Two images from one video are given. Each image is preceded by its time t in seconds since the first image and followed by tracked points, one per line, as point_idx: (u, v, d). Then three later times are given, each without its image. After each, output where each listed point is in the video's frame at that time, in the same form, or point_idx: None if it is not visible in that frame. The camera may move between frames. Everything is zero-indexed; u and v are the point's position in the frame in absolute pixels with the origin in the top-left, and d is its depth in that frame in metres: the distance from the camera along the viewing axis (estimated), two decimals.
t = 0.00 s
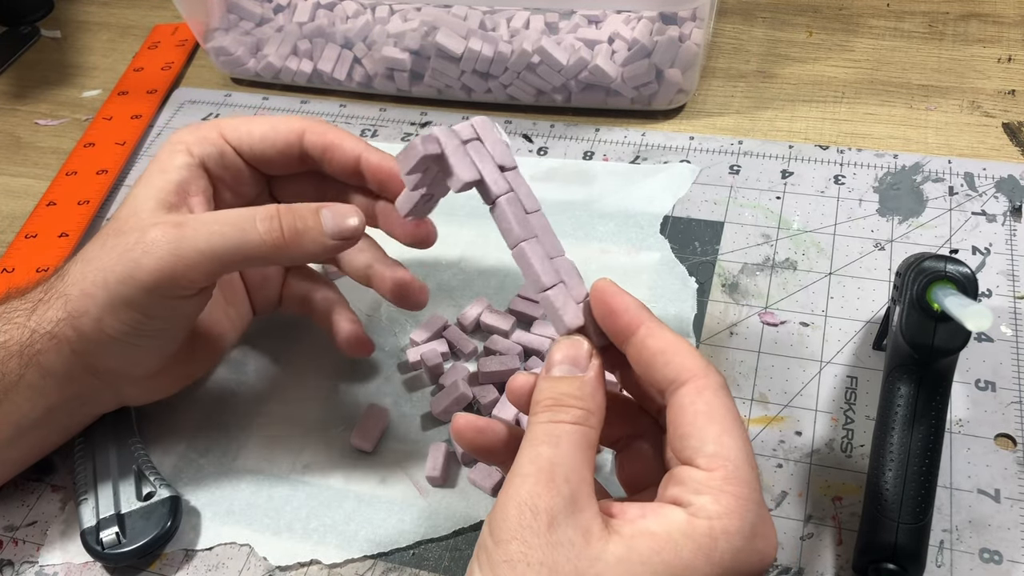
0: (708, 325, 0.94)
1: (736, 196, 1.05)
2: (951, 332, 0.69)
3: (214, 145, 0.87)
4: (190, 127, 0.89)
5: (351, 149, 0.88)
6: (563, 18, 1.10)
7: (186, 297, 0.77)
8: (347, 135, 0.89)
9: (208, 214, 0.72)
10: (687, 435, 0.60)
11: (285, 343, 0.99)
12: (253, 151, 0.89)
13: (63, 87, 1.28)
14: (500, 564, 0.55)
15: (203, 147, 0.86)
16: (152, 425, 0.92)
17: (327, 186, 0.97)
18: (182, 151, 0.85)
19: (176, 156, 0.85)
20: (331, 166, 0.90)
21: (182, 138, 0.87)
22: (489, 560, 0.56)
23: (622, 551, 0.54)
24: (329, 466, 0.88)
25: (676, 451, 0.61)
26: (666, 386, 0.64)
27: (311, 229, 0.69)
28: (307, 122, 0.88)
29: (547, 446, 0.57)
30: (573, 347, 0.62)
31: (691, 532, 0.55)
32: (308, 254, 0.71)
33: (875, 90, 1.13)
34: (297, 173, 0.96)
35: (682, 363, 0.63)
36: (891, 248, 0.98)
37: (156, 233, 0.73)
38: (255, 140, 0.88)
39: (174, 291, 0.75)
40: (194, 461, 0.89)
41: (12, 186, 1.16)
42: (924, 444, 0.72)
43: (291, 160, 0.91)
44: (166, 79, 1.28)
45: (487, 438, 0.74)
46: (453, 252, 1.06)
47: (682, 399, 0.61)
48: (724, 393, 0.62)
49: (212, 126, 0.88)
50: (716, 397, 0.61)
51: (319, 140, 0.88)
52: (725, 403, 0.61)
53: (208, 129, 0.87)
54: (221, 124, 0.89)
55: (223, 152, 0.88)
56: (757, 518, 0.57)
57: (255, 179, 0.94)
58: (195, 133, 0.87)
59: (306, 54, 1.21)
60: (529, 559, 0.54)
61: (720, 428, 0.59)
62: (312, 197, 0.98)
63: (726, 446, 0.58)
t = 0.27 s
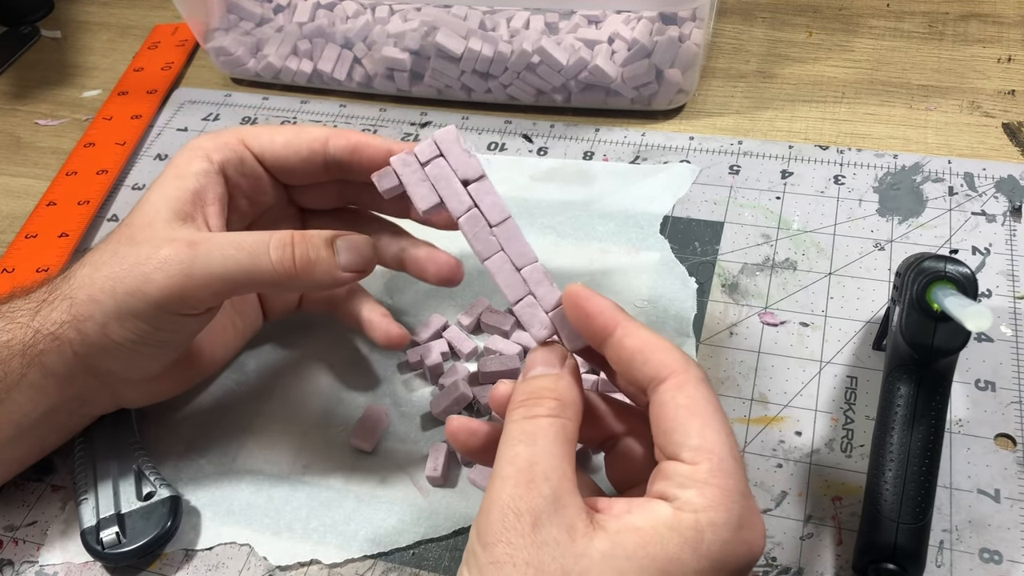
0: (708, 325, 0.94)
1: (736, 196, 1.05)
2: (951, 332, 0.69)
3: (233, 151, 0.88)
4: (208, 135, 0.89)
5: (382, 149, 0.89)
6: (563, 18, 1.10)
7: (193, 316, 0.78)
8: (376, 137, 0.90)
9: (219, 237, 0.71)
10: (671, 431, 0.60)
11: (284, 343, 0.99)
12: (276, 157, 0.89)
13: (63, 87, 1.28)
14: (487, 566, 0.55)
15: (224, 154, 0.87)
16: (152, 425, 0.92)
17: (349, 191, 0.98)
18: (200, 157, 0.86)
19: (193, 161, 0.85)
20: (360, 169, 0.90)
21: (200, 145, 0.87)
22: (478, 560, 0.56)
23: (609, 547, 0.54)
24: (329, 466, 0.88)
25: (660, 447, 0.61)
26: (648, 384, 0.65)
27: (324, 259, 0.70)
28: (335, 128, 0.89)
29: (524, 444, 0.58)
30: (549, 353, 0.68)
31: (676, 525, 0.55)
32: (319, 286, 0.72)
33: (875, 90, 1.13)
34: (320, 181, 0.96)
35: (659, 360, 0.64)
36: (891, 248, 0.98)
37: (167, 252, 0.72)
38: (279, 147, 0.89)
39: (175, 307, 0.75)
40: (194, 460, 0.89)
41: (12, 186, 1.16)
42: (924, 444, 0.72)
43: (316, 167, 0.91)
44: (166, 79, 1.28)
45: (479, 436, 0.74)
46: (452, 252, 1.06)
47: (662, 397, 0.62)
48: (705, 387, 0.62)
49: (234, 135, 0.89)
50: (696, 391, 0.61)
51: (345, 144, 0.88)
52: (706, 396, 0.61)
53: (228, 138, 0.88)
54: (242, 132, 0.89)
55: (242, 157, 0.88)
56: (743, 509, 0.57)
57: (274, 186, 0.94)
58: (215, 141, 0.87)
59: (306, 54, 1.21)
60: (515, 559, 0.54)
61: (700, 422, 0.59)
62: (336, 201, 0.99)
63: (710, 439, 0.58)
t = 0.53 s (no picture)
0: (708, 326, 0.94)
1: (736, 196, 1.05)
2: (951, 332, 0.69)
3: (231, 151, 0.88)
4: (204, 136, 0.89)
5: (379, 136, 0.88)
6: (563, 18, 1.10)
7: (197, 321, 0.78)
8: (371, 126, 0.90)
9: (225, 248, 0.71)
10: (665, 429, 0.60)
11: (284, 343, 0.99)
12: (273, 152, 0.90)
13: (63, 87, 1.28)
14: (482, 565, 0.55)
15: (222, 154, 0.87)
16: (153, 425, 0.92)
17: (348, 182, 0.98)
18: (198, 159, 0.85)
19: (191, 163, 0.85)
20: (358, 159, 0.90)
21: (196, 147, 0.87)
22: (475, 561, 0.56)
23: (604, 545, 0.54)
24: (329, 466, 0.88)
25: (654, 444, 0.61)
26: (640, 382, 0.65)
27: (328, 271, 0.70)
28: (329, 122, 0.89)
29: (517, 444, 0.58)
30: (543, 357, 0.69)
31: (671, 522, 0.55)
32: (322, 294, 0.72)
33: (875, 90, 1.13)
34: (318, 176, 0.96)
35: (649, 358, 0.64)
36: (891, 248, 0.98)
37: (173, 263, 0.72)
38: (276, 142, 0.89)
39: (180, 315, 0.75)
40: (194, 460, 0.89)
41: (12, 186, 1.16)
42: (924, 444, 0.72)
43: (313, 161, 0.91)
44: (166, 78, 1.28)
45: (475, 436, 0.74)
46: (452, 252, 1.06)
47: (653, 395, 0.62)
48: (698, 384, 0.62)
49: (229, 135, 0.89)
50: (689, 389, 0.61)
51: (340, 136, 0.88)
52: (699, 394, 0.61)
53: (224, 138, 0.88)
54: (238, 131, 0.89)
55: (240, 156, 0.88)
56: (738, 506, 0.56)
57: (272, 183, 0.94)
58: (212, 140, 0.87)
59: (306, 54, 1.21)
60: (512, 559, 0.54)
61: (692, 422, 0.59)
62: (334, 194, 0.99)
63: (704, 437, 0.58)
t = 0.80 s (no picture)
0: (708, 326, 0.94)
1: (736, 196, 1.05)
2: (951, 331, 0.69)
3: (209, 140, 0.85)
4: (172, 129, 0.85)
5: (341, 78, 0.88)
6: (563, 18, 1.10)
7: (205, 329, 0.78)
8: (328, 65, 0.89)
9: (236, 264, 0.71)
10: (687, 435, 0.61)
11: (284, 343, 0.99)
12: (246, 126, 0.88)
13: (63, 87, 1.28)
14: (496, 566, 0.55)
15: (199, 147, 0.84)
16: (153, 424, 0.92)
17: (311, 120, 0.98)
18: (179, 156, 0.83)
19: (174, 162, 0.82)
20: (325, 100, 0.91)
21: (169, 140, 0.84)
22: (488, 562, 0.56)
23: (619, 552, 0.54)
24: (329, 466, 0.88)
25: (674, 449, 0.62)
26: (663, 387, 0.66)
27: (339, 283, 0.70)
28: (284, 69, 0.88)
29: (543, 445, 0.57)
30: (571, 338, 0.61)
31: (688, 529, 0.55)
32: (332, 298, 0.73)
33: (875, 90, 1.13)
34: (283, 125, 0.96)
35: (678, 363, 0.65)
36: (890, 248, 0.98)
37: (185, 281, 0.72)
38: (244, 112, 0.87)
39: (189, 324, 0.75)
40: (195, 460, 0.89)
41: (12, 186, 1.16)
42: (924, 444, 0.72)
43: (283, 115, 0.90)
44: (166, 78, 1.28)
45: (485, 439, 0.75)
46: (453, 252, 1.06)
47: (681, 398, 0.63)
48: (722, 396, 0.63)
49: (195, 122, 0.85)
50: (714, 398, 0.62)
51: (304, 81, 0.88)
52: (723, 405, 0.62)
53: (196, 125, 0.85)
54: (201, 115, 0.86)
55: (218, 142, 0.86)
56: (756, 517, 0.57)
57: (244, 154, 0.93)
58: (186, 135, 0.84)
59: (306, 54, 1.21)
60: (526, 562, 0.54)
61: (718, 428, 0.60)
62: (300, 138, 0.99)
63: (727, 445, 0.59)
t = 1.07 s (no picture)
0: (708, 326, 0.94)
1: (736, 196, 1.05)
2: (951, 332, 0.69)
3: (206, 150, 0.85)
4: (173, 135, 0.86)
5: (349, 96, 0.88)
6: (563, 18, 1.10)
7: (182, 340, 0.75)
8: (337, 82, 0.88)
9: (199, 280, 0.67)
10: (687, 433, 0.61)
11: (284, 343, 0.99)
12: (248, 138, 0.88)
13: (63, 87, 1.28)
14: (499, 565, 0.55)
15: (196, 156, 0.85)
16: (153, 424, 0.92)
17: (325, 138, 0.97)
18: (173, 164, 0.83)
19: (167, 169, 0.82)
20: (332, 120, 0.90)
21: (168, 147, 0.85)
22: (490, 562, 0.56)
23: (622, 554, 0.54)
24: (329, 466, 0.87)
25: (674, 450, 0.62)
26: (662, 389, 0.66)
27: (297, 306, 0.64)
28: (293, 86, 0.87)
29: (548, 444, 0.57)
30: (575, 331, 0.61)
31: (689, 529, 0.55)
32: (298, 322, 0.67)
33: (875, 90, 1.13)
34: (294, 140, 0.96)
35: (679, 366, 0.66)
36: (890, 248, 0.98)
37: (152, 294, 0.69)
38: (247, 125, 0.87)
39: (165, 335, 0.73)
40: (195, 461, 0.89)
41: (11, 186, 1.16)
42: (924, 444, 0.72)
43: (289, 131, 0.89)
44: (166, 78, 1.28)
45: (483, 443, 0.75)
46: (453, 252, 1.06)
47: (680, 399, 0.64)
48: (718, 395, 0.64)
49: (196, 131, 0.86)
50: (712, 398, 0.63)
51: (311, 99, 0.87)
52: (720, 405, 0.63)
53: (195, 134, 0.86)
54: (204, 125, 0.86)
55: (215, 153, 0.86)
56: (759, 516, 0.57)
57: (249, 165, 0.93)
58: (184, 144, 0.84)
59: (306, 55, 1.21)
60: (528, 562, 0.54)
61: (717, 426, 0.61)
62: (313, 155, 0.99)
63: (727, 441, 0.60)
